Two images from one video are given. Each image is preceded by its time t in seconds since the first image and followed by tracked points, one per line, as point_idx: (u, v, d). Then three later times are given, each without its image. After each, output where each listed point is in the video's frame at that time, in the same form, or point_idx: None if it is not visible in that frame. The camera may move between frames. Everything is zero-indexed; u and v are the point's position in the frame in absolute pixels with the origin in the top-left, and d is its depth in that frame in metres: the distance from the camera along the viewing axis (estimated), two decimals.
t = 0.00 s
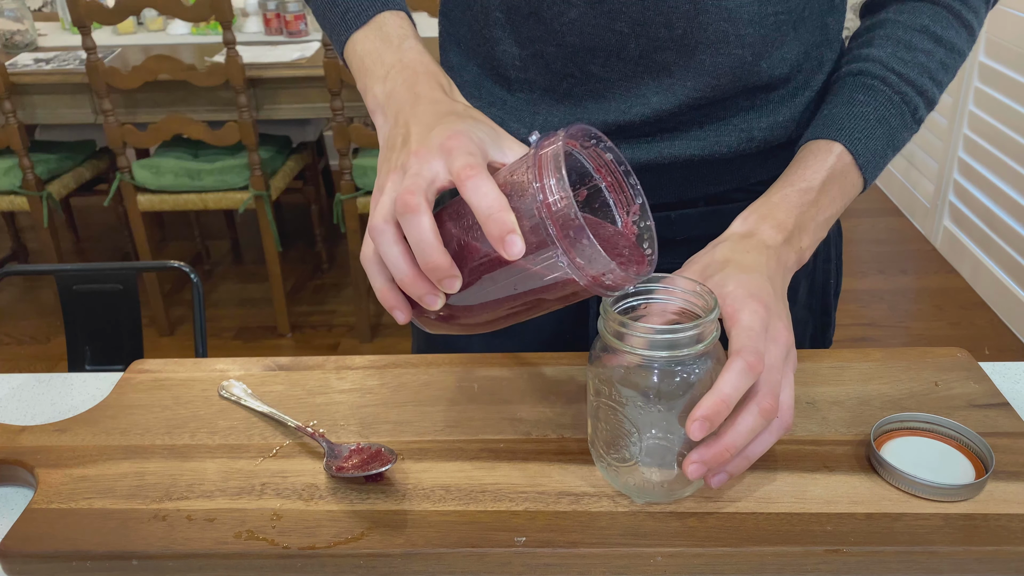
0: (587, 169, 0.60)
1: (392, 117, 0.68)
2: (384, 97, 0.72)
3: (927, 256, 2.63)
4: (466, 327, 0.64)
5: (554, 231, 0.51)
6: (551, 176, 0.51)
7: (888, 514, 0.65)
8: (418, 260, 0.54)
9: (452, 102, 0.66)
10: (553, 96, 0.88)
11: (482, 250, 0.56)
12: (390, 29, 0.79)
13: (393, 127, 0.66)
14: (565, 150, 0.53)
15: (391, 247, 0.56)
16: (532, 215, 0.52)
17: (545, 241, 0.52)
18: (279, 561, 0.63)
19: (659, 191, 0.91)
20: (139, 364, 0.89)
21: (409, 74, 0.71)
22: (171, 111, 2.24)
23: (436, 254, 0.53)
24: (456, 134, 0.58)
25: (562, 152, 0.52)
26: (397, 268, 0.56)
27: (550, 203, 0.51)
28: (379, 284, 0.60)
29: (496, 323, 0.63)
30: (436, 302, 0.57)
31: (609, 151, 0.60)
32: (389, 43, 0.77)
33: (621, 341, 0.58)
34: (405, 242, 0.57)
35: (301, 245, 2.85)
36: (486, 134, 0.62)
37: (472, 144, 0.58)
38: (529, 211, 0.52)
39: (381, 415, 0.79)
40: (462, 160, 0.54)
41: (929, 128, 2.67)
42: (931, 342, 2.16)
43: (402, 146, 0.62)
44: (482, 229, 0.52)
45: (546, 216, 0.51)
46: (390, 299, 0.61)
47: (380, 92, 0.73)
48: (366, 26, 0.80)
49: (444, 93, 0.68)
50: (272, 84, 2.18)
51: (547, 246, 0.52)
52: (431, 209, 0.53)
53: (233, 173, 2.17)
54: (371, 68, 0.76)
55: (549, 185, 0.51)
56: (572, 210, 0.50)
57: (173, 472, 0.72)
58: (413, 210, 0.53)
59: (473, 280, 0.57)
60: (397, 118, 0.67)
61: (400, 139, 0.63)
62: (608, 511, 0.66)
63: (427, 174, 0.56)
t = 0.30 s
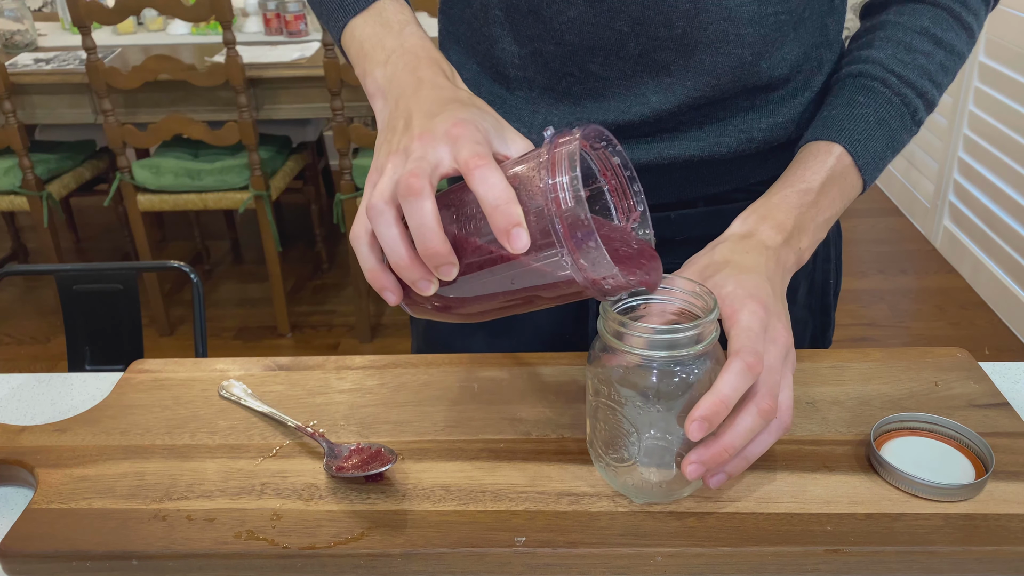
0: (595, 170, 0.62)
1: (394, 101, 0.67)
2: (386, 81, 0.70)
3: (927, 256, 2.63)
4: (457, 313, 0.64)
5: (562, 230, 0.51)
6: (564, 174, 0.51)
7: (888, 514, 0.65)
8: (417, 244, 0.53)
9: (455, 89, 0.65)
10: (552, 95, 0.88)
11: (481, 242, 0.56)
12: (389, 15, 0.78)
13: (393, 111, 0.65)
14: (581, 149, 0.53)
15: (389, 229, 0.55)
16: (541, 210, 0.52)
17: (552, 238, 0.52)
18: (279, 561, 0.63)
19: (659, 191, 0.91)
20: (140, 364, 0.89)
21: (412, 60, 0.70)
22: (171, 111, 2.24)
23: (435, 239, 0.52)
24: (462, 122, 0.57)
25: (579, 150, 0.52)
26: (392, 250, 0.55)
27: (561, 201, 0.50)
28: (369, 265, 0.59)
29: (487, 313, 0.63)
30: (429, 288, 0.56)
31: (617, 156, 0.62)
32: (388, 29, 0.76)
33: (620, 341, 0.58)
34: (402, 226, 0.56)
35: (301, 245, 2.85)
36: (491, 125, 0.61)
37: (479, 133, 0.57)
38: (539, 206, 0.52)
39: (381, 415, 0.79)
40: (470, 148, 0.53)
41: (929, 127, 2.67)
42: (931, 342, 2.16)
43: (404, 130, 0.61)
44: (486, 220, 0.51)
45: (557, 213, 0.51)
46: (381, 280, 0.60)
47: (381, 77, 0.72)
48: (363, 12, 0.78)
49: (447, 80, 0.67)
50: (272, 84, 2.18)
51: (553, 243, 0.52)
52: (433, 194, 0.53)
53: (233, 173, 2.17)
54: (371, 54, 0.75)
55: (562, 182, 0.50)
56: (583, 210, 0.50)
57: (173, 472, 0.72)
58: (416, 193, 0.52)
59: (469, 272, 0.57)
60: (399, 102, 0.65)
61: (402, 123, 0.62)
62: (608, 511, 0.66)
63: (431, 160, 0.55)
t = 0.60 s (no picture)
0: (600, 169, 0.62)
1: (397, 88, 0.66)
2: (388, 70, 0.69)
3: (927, 256, 2.63)
4: (450, 303, 0.63)
5: (568, 225, 0.52)
6: (574, 170, 0.51)
7: (888, 514, 0.65)
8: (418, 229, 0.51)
9: (458, 79, 0.64)
10: (550, 94, 0.87)
11: (482, 233, 0.55)
12: (389, 6, 0.77)
13: (395, 100, 0.64)
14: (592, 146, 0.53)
15: (389, 212, 0.53)
16: (548, 205, 0.52)
17: (557, 233, 0.52)
18: (279, 561, 0.63)
19: (657, 191, 0.91)
20: (139, 364, 0.89)
21: (416, 51, 0.69)
22: (171, 111, 2.24)
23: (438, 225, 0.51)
24: (469, 111, 0.56)
25: (591, 148, 0.52)
26: (392, 234, 0.53)
27: (570, 196, 0.51)
28: (364, 248, 0.57)
29: (480, 305, 0.63)
30: (426, 275, 0.55)
31: (623, 157, 0.62)
32: (388, 19, 0.75)
33: (617, 342, 0.58)
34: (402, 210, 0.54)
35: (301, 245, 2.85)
36: (495, 116, 0.60)
37: (485, 123, 0.56)
38: (546, 200, 0.52)
39: (380, 415, 0.79)
40: (478, 137, 0.53)
41: (929, 127, 2.67)
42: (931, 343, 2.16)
43: (408, 116, 0.59)
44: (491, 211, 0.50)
45: (565, 209, 0.51)
46: (376, 264, 0.57)
47: (384, 65, 0.70)
48: (364, 3, 0.78)
49: (450, 70, 0.66)
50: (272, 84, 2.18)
51: (558, 239, 0.52)
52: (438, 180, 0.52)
53: (233, 173, 2.17)
54: (371, 42, 0.75)
55: (573, 178, 0.51)
56: (592, 206, 0.50)
57: (173, 472, 0.72)
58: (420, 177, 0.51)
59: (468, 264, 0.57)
60: (401, 89, 0.64)
61: (406, 110, 0.61)
62: (608, 511, 0.66)
63: (437, 147, 0.54)
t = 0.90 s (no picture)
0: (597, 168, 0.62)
1: (394, 82, 0.65)
2: (387, 64, 0.69)
3: (927, 256, 2.63)
4: (443, 296, 0.63)
5: (564, 222, 0.52)
6: (573, 168, 0.51)
7: (888, 514, 0.65)
8: (411, 220, 0.51)
9: (455, 74, 0.64)
10: (547, 93, 0.87)
11: (476, 228, 0.55)
12: (387, 2, 0.77)
13: (392, 93, 0.64)
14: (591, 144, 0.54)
15: (382, 202, 0.53)
16: (545, 202, 0.52)
17: (554, 230, 0.52)
18: (279, 561, 0.63)
19: (654, 191, 0.91)
20: (139, 364, 0.89)
21: (415, 45, 0.69)
22: (171, 111, 2.24)
23: (431, 217, 0.51)
24: (466, 106, 0.56)
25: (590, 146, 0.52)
26: (385, 224, 0.53)
27: (568, 193, 0.51)
28: (356, 237, 0.56)
29: (471, 299, 0.63)
30: (419, 268, 0.55)
31: (621, 157, 0.62)
32: (386, 15, 0.75)
33: (614, 342, 0.58)
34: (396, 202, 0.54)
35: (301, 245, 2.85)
36: (492, 113, 0.61)
37: (483, 118, 0.56)
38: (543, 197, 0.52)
39: (381, 415, 0.79)
40: (475, 131, 0.53)
41: (930, 127, 2.67)
42: (930, 342, 2.16)
43: (405, 109, 0.59)
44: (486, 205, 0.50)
45: (561, 206, 0.52)
46: (367, 254, 0.57)
47: (382, 59, 0.70)
48: None
49: (449, 64, 0.66)
50: (272, 84, 2.18)
51: (555, 237, 0.53)
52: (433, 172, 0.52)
53: (234, 173, 2.17)
54: (369, 36, 0.74)
55: (571, 176, 0.51)
56: (589, 205, 0.51)
57: (172, 472, 0.72)
58: (416, 169, 0.51)
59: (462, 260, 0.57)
60: (399, 83, 0.64)
61: (402, 102, 0.60)
62: (608, 511, 0.66)
63: (433, 140, 0.54)
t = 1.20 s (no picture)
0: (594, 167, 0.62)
1: (393, 78, 0.65)
2: (385, 60, 0.69)
3: (927, 256, 2.63)
4: (438, 292, 0.63)
5: (561, 221, 0.52)
6: (572, 166, 0.51)
7: (888, 514, 0.65)
8: (407, 214, 0.51)
9: (452, 69, 0.64)
10: (544, 92, 0.87)
11: (472, 224, 0.55)
12: None
13: (390, 89, 0.64)
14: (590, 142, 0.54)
15: (378, 195, 0.52)
16: (542, 200, 0.52)
17: (551, 228, 0.52)
18: (279, 561, 0.63)
19: (652, 190, 0.91)
20: (139, 364, 0.89)
21: (413, 42, 0.69)
22: (171, 111, 2.24)
23: (427, 212, 0.50)
24: (465, 103, 0.56)
25: (589, 144, 0.52)
26: (379, 218, 0.52)
27: (565, 191, 0.51)
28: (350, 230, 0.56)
29: (466, 295, 0.63)
30: (413, 262, 0.54)
31: (618, 157, 0.63)
32: (385, 12, 0.75)
33: (614, 342, 0.58)
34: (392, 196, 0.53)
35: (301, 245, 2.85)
36: (490, 110, 0.61)
37: (481, 114, 0.56)
38: (540, 195, 0.52)
39: (381, 415, 0.79)
40: (474, 126, 0.52)
41: (930, 127, 2.67)
42: (930, 342, 2.16)
43: (403, 104, 0.59)
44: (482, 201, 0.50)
45: (559, 204, 0.52)
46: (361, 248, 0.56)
47: (380, 55, 0.70)
48: None
49: (447, 61, 0.66)
50: (272, 84, 2.18)
51: (552, 234, 0.53)
52: (429, 166, 0.51)
53: (233, 173, 2.17)
54: (367, 32, 0.74)
55: (570, 174, 0.51)
56: (586, 203, 0.51)
57: (172, 472, 0.72)
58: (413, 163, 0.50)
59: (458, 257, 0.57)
60: (398, 79, 0.64)
61: (401, 98, 0.60)
62: (608, 511, 0.66)
63: (431, 135, 0.54)
